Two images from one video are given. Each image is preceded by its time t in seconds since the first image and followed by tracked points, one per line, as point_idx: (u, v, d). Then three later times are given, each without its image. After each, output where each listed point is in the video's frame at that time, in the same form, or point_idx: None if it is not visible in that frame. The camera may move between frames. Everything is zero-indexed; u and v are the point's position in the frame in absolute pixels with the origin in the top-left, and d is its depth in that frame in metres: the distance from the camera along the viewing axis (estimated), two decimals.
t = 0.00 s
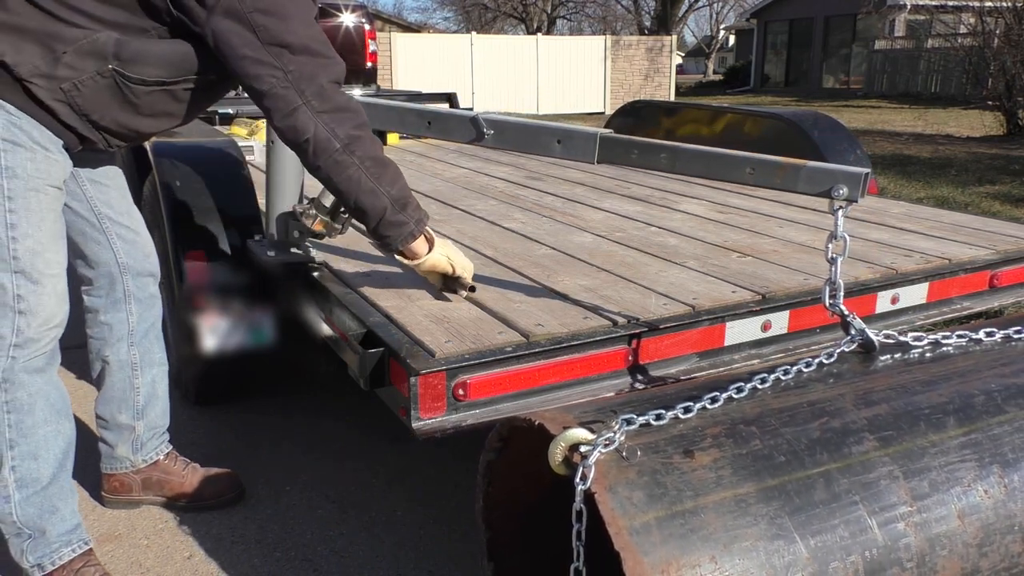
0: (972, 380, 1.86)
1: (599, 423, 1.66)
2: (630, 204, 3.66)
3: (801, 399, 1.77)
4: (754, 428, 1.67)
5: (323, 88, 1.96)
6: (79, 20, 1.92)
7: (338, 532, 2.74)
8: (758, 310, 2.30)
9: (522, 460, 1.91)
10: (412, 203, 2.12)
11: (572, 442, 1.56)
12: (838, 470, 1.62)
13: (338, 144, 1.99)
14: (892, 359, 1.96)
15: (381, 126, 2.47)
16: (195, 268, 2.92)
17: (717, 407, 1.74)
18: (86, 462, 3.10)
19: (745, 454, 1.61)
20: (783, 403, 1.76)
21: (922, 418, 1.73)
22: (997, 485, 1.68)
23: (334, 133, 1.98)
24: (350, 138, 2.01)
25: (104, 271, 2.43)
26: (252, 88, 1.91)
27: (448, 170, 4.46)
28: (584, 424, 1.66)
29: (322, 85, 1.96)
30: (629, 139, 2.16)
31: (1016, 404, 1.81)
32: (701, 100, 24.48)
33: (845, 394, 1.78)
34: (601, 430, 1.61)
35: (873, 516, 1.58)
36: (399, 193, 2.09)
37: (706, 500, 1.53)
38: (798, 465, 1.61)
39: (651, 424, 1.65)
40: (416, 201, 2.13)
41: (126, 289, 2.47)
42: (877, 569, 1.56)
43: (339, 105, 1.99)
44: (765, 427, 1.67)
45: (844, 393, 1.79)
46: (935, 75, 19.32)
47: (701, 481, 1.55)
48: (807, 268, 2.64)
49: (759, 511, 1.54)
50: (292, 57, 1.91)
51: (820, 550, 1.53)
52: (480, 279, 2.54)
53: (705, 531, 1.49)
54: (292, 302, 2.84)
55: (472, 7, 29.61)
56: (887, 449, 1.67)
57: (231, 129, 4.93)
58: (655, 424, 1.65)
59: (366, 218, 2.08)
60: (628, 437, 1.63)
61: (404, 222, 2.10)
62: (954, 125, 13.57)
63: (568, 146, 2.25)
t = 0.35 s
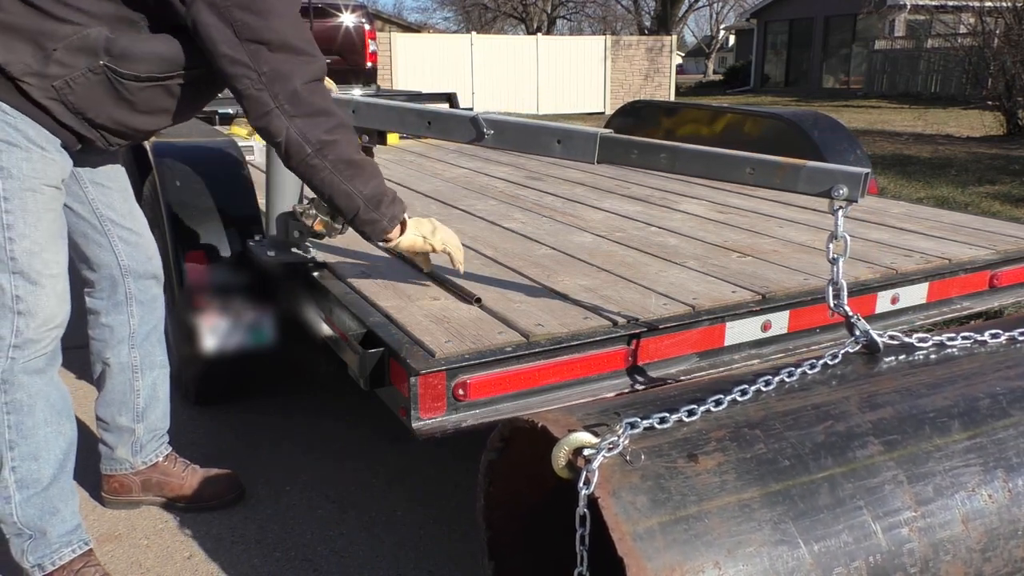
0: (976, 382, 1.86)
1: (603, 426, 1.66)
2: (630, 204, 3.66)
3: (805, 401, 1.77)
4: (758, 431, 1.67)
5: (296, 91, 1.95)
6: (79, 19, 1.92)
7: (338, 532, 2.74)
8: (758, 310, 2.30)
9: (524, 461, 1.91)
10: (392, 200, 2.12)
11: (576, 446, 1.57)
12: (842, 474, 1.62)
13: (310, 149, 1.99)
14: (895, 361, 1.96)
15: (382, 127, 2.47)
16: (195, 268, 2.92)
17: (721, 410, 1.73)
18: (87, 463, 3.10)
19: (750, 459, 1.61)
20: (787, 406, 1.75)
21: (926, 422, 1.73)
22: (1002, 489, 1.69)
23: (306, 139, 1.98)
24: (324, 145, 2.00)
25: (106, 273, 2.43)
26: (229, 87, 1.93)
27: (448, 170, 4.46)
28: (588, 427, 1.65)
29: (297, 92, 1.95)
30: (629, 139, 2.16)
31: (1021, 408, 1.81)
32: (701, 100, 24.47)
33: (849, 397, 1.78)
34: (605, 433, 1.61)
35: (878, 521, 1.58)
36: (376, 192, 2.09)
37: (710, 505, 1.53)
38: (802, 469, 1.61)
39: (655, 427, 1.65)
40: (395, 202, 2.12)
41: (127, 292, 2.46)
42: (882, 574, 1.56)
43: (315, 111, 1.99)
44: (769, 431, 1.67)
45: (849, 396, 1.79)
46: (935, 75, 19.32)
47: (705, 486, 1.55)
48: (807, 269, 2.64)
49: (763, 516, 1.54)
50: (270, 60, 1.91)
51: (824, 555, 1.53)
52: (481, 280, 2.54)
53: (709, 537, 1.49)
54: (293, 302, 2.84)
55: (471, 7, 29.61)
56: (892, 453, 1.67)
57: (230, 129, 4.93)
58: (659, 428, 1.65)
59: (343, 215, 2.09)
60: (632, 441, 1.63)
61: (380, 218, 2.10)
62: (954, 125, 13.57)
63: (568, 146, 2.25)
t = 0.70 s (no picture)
0: (980, 384, 1.86)
1: (606, 429, 1.66)
2: (630, 204, 3.66)
3: (809, 403, 1.77)
4: (761, 433, 1.67)
5: (77, 19, 1.80)
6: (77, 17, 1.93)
7: (338, 532, 2.74)
8: (758, 310, 2.30)
9: (524, 461, 1.91)
10: (176, 170, 2.01)
11: (579, 448, 1.57)
12: (845, 478, 1.62)
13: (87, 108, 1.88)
14: (899, 362, 1.96)
15: (382, 127, 2.47)
16: (196, 268, 2.86)
17: (724, 412, 1.73)
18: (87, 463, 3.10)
19: (753, 461, 1.61)
20: (790, 408, 1.75)
21: (930, 425, 1.73)
22: (1004, 492, 1.69)
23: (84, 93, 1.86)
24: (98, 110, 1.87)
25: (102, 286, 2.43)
26: None
27: (448, 170, 4.46)
28: (591, 429, 1.65)
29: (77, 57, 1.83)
30: (629, 139, 2.16)
31: None
32: (701, 99, 24.47)
33: (853, 399, 1.78)
34: (608, 436, 1.61)
35: (880, 524, 1.58)
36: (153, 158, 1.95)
37: (713, 509, 1.53)
38: (805, 472, 1.61)
39: (659, 429, 1.65)
40: (164, 163, 1.98)
41: (127, 304, 2.47)
42: None
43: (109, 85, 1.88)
44: (772, 433, 1.67)
45: (852, 398, 1.79)
46: (935, 75, 19.32)
47: (707, 489, 1.56)
48: (807, 268, 2.64)
49: (766, 519, 1.54)
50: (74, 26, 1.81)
51: (827, 559, 1.53)
52: (481, 279, 2.54)
53: (711, 541, 1.50)
54: (294, 302, 2.84)
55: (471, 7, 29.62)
56: (895, 456, 1.67)
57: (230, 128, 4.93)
58: (662, 430, 1.65)
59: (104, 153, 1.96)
60: (635, 443, 1.62)
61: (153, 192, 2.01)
62: (954, 125, 13.57)
63: (568, 146, 2.25)
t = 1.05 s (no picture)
0: (986, 388, 1.86)
1: (611, 433, 1.65)
2: (630, 204, 3.66)
3: (814, 407, 1.77)
4: (767, 438, 1.66)
5: None
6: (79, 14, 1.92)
7: (338, 532, 2.74)
8: (758, 310, 2.30)
9: (527, 462, 1.91)
10: None
11: (583, 453, 1.57)
12: (851, 483, 1.62)
13: None
14: (905, 367, 1.96)
15: (382, 127, 2.47)
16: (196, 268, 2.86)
17: (729, 416, 1.73)
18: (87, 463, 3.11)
19: (758, 467, 1.61)
20: (796, 411, 1.75)
21: (936, 429, 1.73)
22: (1009, 498, 1.69)
23: None
24: None
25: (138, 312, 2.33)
26: None
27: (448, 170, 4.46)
28: (596, 434, 1.65)
29: None
30: (628, 139, 2.16)
31: None
32: (701, 99, 24.47)
33: (858, 403, 1.78)
34: (613, 441, 1.61)
35: (885, 531, 1.58)
36: None
37: (718, 515, 1.53)
38: (810, 478, 1.61)
39: (663, 433, 1.65)
40: None
41: (164, 334, 2.34)
42: None
43: None
44: (778, 438, 1.67)
45: (858, 402, 1.78)
46: (934, 75, 19.31)
47: (712, 495, 1.56)
48: (807, 269, 2.64)
49: (771, 526, 1.54)
50: None
51: (832, 565, 1.53)
52: (482, 280, 2.54)
53: (716, 547, 1.50)
54: (295, 302, 2.84)
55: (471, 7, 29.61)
56: (901, 461, 1.67)
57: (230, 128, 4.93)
58: (667, 434, 1.66)
59: None
60: (639, 448, 1.62)
61: None
62: (954, 125, 13.57)
63: (568, 146, 2.25)
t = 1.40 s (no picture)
0: (996, 394, 1.85)
1: (619, 439, 1.65)
2: (630, 204, 3.66)
3: (823, 412, 1.76)
4: (775, 445, 1.66)
5: None
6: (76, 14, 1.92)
7: (338, 532, 2.74)
8: (758, 310, 2.30)
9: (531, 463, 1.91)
10: (53, 150, 1.35)
11: (590, 461, 1.58)
12: (860, 493, 1.62)
13: None
14: (914, 368, 1.96)
15: (382, 126, 2.47)
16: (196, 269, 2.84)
17: (738, 421, 1.73)
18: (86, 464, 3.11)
19: (767, 475, 1.61)
20: (805, 417, 1.75)
21: (945, 437, 1.73)
22: (1018, 507, 1.68)
23: None
24: None
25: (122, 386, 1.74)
26: None
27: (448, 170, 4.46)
28: (604, 440, 1.65)
29: None
30: (629, 139, 2.16)
31: None
32: (701, 99, 24.46)
33: (867, 409, 1.78)
34: (622, 449, 1.61)
35: (893, 541, 1.58)
36: None
37: (726, 525, 1.54)
38: (819, 487, 1.61)
39: (671, 439, 1.65)
40: None
41: (159, 422, 1.74)
42: None
43: None
44: (786, 446, 1.66)
45: (867, 408, 1.78)
46: (934, 75, 19.32)
47: (720, 505, 1.56)
48: (807, 268, 2.64)
49: (779, 537, 1.54)
50: None
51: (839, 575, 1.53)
52: (482, 279, 2.54)
53: (723, 558, 1.50)
54: (295, 302, 2.84)
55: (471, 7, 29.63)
56: (910, 470, 1.67)
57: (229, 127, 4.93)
58: (674, 439, 1.65)
59: None
60: (647, 455, 1.62)
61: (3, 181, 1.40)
62: (954, 125, 13.56)
63: (567, 146, 2.25)
